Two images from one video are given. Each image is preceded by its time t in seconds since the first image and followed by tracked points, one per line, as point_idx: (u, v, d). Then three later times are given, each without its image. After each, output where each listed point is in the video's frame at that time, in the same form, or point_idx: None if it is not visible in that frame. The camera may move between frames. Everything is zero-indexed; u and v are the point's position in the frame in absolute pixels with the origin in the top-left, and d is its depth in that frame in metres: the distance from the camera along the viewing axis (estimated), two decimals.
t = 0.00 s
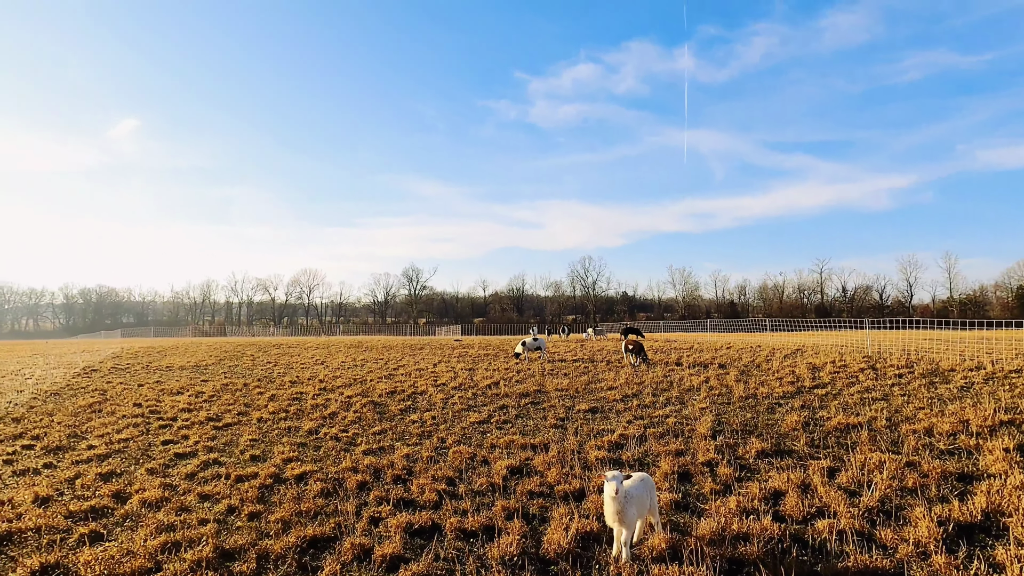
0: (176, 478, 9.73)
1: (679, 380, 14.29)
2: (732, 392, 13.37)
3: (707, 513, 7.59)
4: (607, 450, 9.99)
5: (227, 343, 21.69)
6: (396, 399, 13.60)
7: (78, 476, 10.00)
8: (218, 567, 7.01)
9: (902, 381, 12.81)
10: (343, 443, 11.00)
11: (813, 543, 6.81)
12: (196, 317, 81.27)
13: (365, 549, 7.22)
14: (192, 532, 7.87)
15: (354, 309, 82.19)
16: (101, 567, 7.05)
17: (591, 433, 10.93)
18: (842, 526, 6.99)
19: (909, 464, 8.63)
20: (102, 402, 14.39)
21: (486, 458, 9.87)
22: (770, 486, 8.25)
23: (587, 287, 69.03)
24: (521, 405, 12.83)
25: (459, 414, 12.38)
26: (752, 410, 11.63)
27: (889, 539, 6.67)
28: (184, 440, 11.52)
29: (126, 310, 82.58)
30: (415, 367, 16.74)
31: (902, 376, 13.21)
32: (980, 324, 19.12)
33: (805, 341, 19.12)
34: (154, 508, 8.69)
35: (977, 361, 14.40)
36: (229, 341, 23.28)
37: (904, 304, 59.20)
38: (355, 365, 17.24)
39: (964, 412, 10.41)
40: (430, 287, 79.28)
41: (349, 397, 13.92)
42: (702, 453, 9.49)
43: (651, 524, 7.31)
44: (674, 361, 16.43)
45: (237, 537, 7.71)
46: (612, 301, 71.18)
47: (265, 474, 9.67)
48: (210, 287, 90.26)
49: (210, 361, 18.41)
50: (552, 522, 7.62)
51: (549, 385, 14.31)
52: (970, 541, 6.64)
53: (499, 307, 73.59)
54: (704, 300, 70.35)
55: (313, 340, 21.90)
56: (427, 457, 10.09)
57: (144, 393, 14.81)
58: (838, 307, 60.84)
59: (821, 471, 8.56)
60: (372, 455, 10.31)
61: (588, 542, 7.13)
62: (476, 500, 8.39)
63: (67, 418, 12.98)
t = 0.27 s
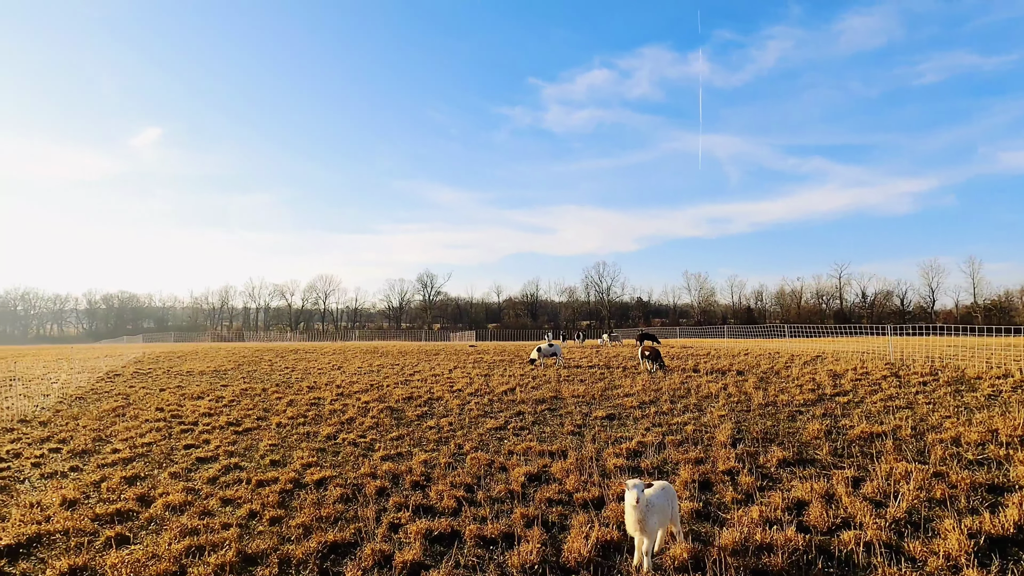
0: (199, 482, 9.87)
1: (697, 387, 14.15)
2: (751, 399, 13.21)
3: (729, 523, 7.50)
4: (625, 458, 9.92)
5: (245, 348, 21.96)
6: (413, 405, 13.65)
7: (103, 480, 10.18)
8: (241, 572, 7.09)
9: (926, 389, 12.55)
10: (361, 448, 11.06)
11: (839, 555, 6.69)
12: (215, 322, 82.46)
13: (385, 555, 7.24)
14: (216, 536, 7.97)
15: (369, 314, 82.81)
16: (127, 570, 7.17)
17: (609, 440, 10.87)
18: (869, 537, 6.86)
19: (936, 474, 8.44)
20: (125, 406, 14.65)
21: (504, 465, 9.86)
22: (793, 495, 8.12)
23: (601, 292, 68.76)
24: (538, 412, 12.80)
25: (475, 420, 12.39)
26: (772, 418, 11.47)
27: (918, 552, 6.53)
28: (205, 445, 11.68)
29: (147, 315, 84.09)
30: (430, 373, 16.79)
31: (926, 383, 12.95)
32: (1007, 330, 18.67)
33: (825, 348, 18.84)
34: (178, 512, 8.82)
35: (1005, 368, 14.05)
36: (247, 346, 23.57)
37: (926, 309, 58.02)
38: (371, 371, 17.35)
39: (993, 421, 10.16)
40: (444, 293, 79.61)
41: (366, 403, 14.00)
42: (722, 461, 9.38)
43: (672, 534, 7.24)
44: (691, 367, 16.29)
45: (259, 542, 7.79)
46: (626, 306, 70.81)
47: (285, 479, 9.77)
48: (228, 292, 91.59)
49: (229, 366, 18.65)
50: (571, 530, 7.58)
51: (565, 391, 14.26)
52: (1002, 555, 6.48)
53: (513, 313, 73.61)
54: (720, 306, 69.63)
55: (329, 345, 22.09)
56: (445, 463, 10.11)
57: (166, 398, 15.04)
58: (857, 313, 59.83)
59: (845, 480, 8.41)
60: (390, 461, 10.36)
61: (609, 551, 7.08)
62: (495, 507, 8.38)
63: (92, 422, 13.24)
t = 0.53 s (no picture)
0: (223, 484, 10.02)
1: (717, 392, 14.00)
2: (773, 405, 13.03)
3: (754, 531, 7.40)
4: (646, 464, 9.84)
5: (265, 352, 22.26)
6: (431, 409, 13.71)
7: (131, 481, 10.39)
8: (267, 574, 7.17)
9: (955, 396, 12.25)
10: (381, 453, 11.13)
11: (869, 565, 6.55)
12: (235, 326, 83.76)
13: (408, 560, 7.28)
14: (241, 538, 8.08)
15: (385, 319, 83.47)
16: (156, 571, 7.30)
17: (629, 446, 10.79)
18: (900, 548, 6.71)
19: (968, 483, 8.23)
20: (150, 409, 14.94)
21: (524, 470, 9.85)
22: (820, 504, 7.98)
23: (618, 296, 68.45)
24: (556, 417, 12.76)
25: (494, 425, 12.39)
26: (795, 425, 11.30)
27: (952, 563, 6.37)
28: (229, 447, 11.85)
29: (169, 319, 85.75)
30: (448, 377, 16.85)
31: (955, 390, 12.64)
32: None
33: (848, 353, 18.51)
34: (203, 514, 8.96)
35: None
36: (267, 350, 23.90)
37: (952, 314, 56.68)
38: (389, 375, 17.46)
39: None
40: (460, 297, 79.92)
41: (385, 407, 14.09)
42: (745, 468, 9.26)
43: (696, 542, 7.16)
44: (710, 372, 16.12)
45: (283, 544, 7.87)
46: (643, 310, 70.38)
47: (308, 482, 9.87)
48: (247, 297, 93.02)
49: (250, 369, 18.92)
50: (594, 537, 7.55)
51: (584, 396, 14.21)
52: None
53: (529, 317, 73.61)
54: (738, 310, 68.83)
55: (347, 349, 22.31)
56: (465, 468, 10.13)
57: (189, 401, 15.30)
58: (880, 317, 58.67)
59: (873, 489, 8.25)
60: (410, 465, 10.41)
61: (632, 558, 7.03)
62: (516, 513, 8.37)
63: (119, 425, 13.53)
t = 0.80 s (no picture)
0: (249, 486, 10.18)
1: (739, 397, 13.83)
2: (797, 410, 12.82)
3: (783, 539, 7.29)
4: (669, 469, 9.76)
5: (286, 355, 22.56)
6: (451, 412, 13.76)
7: (160, 482, 10.61)
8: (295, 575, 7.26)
9: (988, 401, 11.93)
10: (403, 456, 11.20)
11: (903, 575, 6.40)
12: (256, 329, 85.05)
13: (433, 563, 7.31)
14: (268, 539, 8.20)
15: (403, 322, 84.07)
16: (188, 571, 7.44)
17: (651, 451, 10.71)
18: (935, 557, 6.55)
19: (1005, 492, 8.01)
20: (177, 411, 15.23)
21: (546, 475, 9.84)
22: (850, 511, 7.84)
23: (635, 299, 68.01)
24: (577, 421, 12.72)
25: (514, 429, 12.39)
26: (821, 430, 11.11)
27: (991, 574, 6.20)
28: (254, 449, 12.03)
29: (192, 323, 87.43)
30: (467, 380, 16.90)
31: (987, 396, 12.31)
32: None
33: (874, 357, 18.14)
34: (231, 515, 9.11)
35: None
36: (288, 352, 24.21)
37: (980, 317, 55.21)
38: (408, 378, 17.56)
39: None
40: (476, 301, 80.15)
41: (405, 410, 14.18)
42: (771, 474, 9.13)
43: (724, 548, 7.07)
44: (732, 377, 15.93)
45: (310, 546, 7.97)
46: (661, 313, 69.81)
47: (332, 484, 9.98)
48: (267, 301, 94.44)
49: (272, 372, 19.18)
50: (619, 542, 7.51)
51: (604, 400, 14.14)
52: None
53: (545, 321, 73.51)
54: (758, 314, 67.88)
55: (366, 352, 22.51)
56: (487, 471, 10.15)
57: (214, 403, 15.57)
58: (905, 320, 57.35)
59: (905, 497, 8.07)
60: (432, 468, 10.46)
61: (659, 564, 6.97)
62: (540, 517, 8.36)
63: (147, 426, 13.82)
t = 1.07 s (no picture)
0: (276, 486, 10.34)
1: (763, 401, 13.63)
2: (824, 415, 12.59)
3: (813, 546, 7.16)
4: (695, 474, 9.66)
5: (308, 358, 22.85)
6: (472, 415, 13.80)
7: (189, 482, 10.82)
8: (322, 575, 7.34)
9: None
10: (426, 458, 11.27)
11: None
12: (277, 332, 86.34)
13: (459, 565, 7.33)
14: (296, 539, 8.31)
15: (421, 325, 84.58)
16: (218, 569, 7.58)
17: (675, 455, 10.61)
18: (974, 567, 6.38)
19: None
20: (203, 412, 15.53)
21: (569, 478, 9.81)
22: (882, 518, 7.67)
23: (654, 302, 67.47)
24: (598, 424, 12.66)
25: (535, 432, 12.38)
26: (849, 436, 10.89)
27: None
28: (279, 450, 12.21)
29: (215, 326, 89.06)
30: (487, 383, 16.93)
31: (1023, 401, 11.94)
32: None
33: (902, 361, 17.73)
34: (259, 515, 9.26)
35: None
36: (310, 355, 24.51)
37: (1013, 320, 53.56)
38: (428, 381, 17.66)
39: None
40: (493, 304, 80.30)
41: (426, 413, 14.27)
42: (799, 480, 8.97)
43: (753, 555, 6.97)
44: (755, 381, 15.70)
45: (336, 546, 8.05)
46: (680, 316, 69.13)
47: (356, 486, 10.07)
48: (287, 304, 95.76)
49: (294, 375, 19.44)
50: (645, 547, 7.45)
51: (625, 404, 14.05)
52: None
53: (563, 324, 73.30)
54: (780, 317, 66.78)
55: (386, 355, 22.70)
56: (510, 474, 10.16)
57: (239, 405, 15.84)
58: (934, 323, 55.90)
59: (939, 504, 7.87)
60: (454, 471, 10.51)
61: (686, 569, 6.90)
62: (565, 521, 8.34)
63: (175, 427, 14.11)
